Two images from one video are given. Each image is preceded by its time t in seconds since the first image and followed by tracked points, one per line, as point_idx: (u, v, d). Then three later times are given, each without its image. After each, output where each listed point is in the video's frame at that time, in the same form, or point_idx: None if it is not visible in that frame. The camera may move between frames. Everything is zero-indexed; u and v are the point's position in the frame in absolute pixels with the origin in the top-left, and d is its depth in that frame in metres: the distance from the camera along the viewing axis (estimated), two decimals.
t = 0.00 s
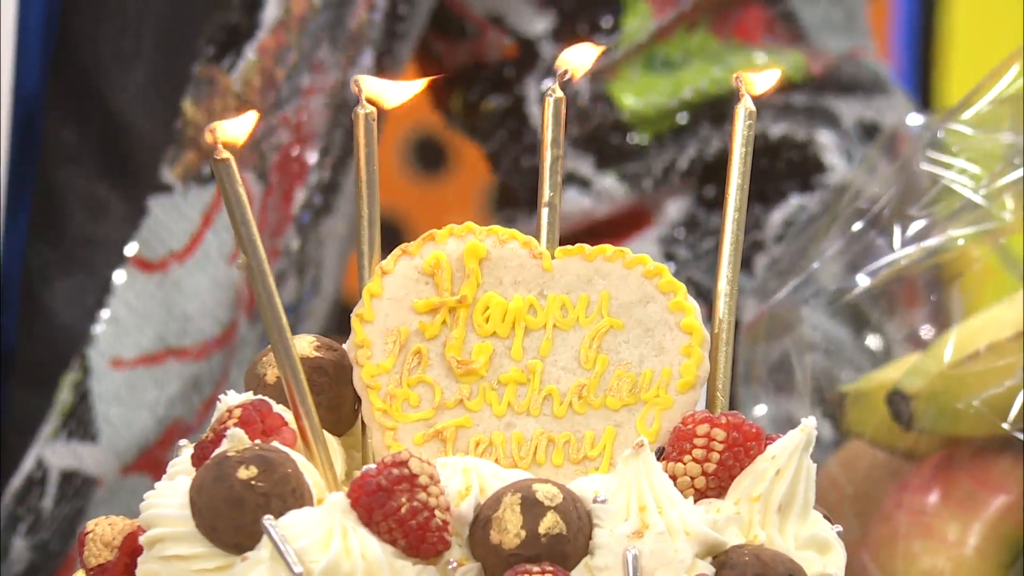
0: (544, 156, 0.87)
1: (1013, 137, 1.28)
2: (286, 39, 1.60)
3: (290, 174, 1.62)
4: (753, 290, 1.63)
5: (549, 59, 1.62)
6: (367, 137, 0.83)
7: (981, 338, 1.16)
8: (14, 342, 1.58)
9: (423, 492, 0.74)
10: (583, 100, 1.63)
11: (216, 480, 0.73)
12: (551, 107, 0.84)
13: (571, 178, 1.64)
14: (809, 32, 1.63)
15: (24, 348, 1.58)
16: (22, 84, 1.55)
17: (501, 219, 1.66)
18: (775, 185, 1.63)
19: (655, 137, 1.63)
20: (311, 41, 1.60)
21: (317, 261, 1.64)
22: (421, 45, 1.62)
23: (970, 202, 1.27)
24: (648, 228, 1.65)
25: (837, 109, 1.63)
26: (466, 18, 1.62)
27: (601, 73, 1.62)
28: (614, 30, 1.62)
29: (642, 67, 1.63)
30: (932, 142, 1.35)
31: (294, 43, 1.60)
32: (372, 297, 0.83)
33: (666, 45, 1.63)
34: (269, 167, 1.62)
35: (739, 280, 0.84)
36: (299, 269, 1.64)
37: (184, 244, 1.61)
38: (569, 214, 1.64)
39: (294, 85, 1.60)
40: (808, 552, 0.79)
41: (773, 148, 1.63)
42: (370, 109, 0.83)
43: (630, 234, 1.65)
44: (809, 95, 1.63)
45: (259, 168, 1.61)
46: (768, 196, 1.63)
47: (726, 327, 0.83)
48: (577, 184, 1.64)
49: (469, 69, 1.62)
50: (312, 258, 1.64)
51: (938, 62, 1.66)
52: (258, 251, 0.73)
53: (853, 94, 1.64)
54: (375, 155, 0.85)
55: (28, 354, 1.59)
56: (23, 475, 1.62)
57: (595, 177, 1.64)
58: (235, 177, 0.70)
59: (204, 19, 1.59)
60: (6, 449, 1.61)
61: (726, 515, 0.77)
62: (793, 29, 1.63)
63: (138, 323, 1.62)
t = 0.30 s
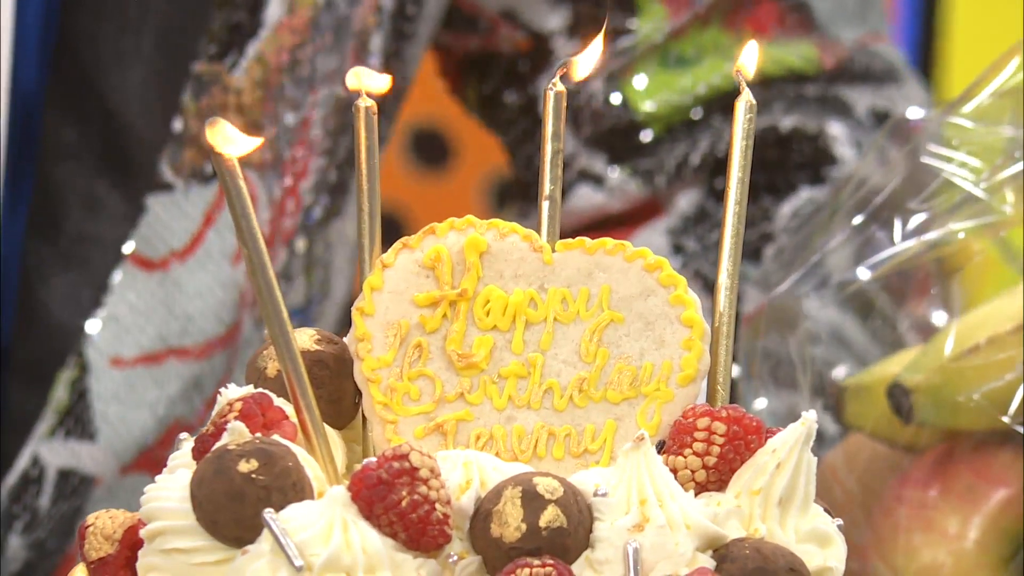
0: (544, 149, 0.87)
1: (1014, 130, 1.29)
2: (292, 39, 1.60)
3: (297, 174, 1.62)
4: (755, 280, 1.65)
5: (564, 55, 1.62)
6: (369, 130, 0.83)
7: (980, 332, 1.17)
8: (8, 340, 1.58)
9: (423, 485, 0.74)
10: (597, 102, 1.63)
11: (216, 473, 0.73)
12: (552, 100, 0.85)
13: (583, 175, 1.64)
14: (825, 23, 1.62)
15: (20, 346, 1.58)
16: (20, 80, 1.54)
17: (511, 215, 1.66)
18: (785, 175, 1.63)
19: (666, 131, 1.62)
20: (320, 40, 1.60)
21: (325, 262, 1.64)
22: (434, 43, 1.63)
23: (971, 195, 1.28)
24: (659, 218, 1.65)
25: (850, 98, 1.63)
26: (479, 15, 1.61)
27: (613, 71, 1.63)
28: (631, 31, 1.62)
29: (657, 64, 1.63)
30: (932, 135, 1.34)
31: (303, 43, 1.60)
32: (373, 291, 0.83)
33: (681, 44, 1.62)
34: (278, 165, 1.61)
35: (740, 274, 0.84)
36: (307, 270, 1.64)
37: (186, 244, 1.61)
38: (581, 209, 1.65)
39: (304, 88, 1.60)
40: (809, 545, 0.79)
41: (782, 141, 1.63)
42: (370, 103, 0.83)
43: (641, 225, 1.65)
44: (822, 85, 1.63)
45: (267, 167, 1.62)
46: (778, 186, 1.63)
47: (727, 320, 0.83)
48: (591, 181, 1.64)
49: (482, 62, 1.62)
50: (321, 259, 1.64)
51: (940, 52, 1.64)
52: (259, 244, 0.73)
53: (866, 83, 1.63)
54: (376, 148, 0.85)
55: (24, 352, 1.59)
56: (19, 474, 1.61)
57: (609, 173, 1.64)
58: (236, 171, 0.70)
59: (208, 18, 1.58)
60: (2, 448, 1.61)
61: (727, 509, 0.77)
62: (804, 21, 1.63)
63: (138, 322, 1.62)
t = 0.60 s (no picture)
0: (541, 141, 0.87)
1: (1011, 122, 1.28)
2: (295, 36, 1.59)
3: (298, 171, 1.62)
4: (753, 272, 1.63)
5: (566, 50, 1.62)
6: (365, 121, 0.83)
7: (978, 324, 1.15)
8: (12, 340, 1.58)
9: (420, 477, 0.74)
10: (600, 97, 1.62)
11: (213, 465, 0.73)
12: (549, 92, 0.85)
13: (586, 169, 1.63)
14: (830, 18, 1.63)
15: (23, 346, 1.59)
16: (23, 80, 1.55)
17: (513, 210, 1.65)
18: (789, 169, 1.64)
19: (669, 126, 1.62)
20: (321, 36, 1.60)
21: (326, 258, 1.63)
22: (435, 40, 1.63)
23: (969, 186, 1.27)
24: (660, 212, 1.65)
25: (852, 92, 1.63)
26: (482, 10, 1.62)
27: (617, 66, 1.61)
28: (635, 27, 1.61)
29: (659, 60, 1.62)
30: (927, 127, 1.35)
31: (306, 39, 1.60)
32: (369, 283, 0.83)
33: (683, 38, 1.62)
34: (280, 163, 1.60)
35: (737, 266, 0.84)
36: (308, 266, 1.63)
37: (188, 240, 1.61)
38: (585, 204, 1.63)
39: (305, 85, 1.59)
40: (806, 538, 0.79)
41: (786, 134, 1.63)
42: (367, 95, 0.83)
43: (642, 219, 1.65)
44: (826, 79, 1.63)
45: (270, 164, 1.61)
46: (781, 180, 1.64)
47: (724, 313, 0.83)
48: (594, 174, 1.63)
49: (484, 56, 1.63)
50: (321, 255, 1.63)
51: (935, 45, 1.65)
52: (256, 235, 0.73)
53: (868, 77, 1.64)
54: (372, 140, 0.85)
55: (27, 352, 1.59)
56: (22, 471, 1.61)
57: (611, 166, 1.63)
58: (232, 162, 0.70)
59: (212, 16, 1.58)
60: (6, 445, 1.61)
61: (724, 501, 0.77)
62: (807, 16, 1.63)
63: (142, 320, 1.61)
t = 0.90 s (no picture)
0: (539, 137, 0.88)
1: (1005, 118, 1.28)
2: (316, 31, 1.56)
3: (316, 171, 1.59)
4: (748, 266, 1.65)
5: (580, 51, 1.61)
6: (366, 116, 0.84)
7: (971, 318, 1.15)
8: (33, 326, 1.54)
9: (420, 469, 0.75)
10: (613, 96, 1.62)
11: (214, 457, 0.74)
12: (548, 89, 0.86)
13: (597, 166, 1.63)
14: (842, 21, 1.63)
15: (44, 332, 1.54)
16: (45, 72, 1.49)
17: (524, 208, 1.62)
18: (798, 170, 1.65)
19: (680, 125, 1.62)
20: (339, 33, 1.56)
21: (347, 254, 1.61)
22: (456, 39, 1.59)
23: (962, 181, 1.27)
24: (669, 209, 1.65)
25: (862, 95, 1.64)
26: (499, 8, 1.59)
27: (631, 66, 1.61)
28: (649, 27, 1.60)
29: (672, 60, 1.62)
30: (921, 124, 1.36)
31: (327, 35, 1.56)
32: (369, 277, 0.84)
33: (695, 40, 1.62)
34: (302, 157, 1.57)
35: (733, 261, 0.85)
36: (329, 259, 1.61)
37: (210, 230, 1.56)
38: (596, 202, 1.64)
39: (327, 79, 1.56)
40: (801, 529, 0.80)
41: (796, 135, 1.64)
42: (368, 90, 0.84)
43: (651, 216, 1.65)
44: (835, 81, 1.64)
45: (291, 157, 1.57)
46: (789, 180, 1.65)
47: (720, 306, 0.85)
48: (605, 172, 1.63)
49: (502, 55, 1.60)
50: (343, 250, 1.61)
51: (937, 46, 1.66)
52: (257, 231, 0.74)
53: (879, 81, 1.65)
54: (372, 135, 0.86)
55: (48, 338, 1.54)
56: (42, 457, 1.57)
57: (622, 165, 1.63)
58: (234, 158, 0.71)
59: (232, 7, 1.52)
60: (25, 431, 1.56)
61: (720, 493, 0.78)
62: (819, 19, 1.63)
63: (163, 308, 1.56)
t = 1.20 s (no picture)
0: (539, 134, 0.90)
1: (993, 116, 1.30)
2: (333, 34, 1.55)
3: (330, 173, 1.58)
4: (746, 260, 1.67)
5: (588, 53, 1.62)
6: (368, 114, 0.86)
7: (961, 311, 1.18)
8: (56, 321, 1.53)
9: (423, 459, 0.77)
10: (620, 98, 1.64)
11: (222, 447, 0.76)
12: (547, 87, 0.87)
13: (604, 166, 1.65)
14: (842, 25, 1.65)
15: (66, 325, 1.53)
16: (69, 75, 1.48)
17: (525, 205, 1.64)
18: (799, 170, 1.67)
19: (685, 126, 1.64)
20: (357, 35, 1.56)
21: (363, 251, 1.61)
22: (467, 41, 1.60)
23: (951, 178, 1.30)
24: (674, 207, 1.67)
25: (862, 97, 1.66)
26: (509, 10, 1.60)
27: (639, 69, 1.63)
28: (656, 30, 1.62)
29: (677, 62, 1.64)
30: (912, 121, 1.38)
31: (344, 37, 1.55)
32: (373, 271, 0.86)
33: (701, 43, 1.64)
34: (319, 155, 1.57)
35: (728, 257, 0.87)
36: (344, 257, 1.61)
37: (229, 227, 1.55)
38: (603, 200, 1.66)
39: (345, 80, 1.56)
40: (795, 517, 0.82)
41: (797, 136, 1.66)
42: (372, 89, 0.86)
43: (656, 214, 1.67)
44: (837, 83, 1.66)
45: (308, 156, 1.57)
46: (791, 180, 1.67)
47: (716, 300, 0.87)
48: (611, 171, 1.65)
49: (512, 57, 1.61)
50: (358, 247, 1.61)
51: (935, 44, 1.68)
52: (264, 226, 0.76)
53: (879, 84, 1.66)
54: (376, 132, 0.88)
55: (69, 332, 1.53)
56: (64, 448, 1.55)
57: (629, 164, 1.65)
58: (240, 154, 0.73)
59: (251, 9, 1.52)
60: (47, 422, 1.55)
61: (716, 482, 0.80)
62: (821, 24, 1.65)
63: (183, 303, 1.55)
